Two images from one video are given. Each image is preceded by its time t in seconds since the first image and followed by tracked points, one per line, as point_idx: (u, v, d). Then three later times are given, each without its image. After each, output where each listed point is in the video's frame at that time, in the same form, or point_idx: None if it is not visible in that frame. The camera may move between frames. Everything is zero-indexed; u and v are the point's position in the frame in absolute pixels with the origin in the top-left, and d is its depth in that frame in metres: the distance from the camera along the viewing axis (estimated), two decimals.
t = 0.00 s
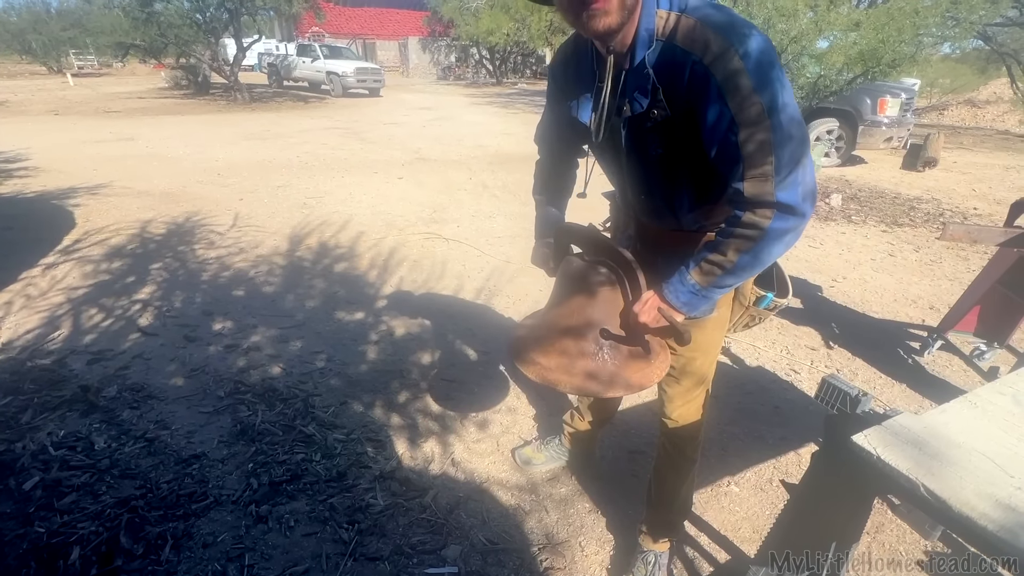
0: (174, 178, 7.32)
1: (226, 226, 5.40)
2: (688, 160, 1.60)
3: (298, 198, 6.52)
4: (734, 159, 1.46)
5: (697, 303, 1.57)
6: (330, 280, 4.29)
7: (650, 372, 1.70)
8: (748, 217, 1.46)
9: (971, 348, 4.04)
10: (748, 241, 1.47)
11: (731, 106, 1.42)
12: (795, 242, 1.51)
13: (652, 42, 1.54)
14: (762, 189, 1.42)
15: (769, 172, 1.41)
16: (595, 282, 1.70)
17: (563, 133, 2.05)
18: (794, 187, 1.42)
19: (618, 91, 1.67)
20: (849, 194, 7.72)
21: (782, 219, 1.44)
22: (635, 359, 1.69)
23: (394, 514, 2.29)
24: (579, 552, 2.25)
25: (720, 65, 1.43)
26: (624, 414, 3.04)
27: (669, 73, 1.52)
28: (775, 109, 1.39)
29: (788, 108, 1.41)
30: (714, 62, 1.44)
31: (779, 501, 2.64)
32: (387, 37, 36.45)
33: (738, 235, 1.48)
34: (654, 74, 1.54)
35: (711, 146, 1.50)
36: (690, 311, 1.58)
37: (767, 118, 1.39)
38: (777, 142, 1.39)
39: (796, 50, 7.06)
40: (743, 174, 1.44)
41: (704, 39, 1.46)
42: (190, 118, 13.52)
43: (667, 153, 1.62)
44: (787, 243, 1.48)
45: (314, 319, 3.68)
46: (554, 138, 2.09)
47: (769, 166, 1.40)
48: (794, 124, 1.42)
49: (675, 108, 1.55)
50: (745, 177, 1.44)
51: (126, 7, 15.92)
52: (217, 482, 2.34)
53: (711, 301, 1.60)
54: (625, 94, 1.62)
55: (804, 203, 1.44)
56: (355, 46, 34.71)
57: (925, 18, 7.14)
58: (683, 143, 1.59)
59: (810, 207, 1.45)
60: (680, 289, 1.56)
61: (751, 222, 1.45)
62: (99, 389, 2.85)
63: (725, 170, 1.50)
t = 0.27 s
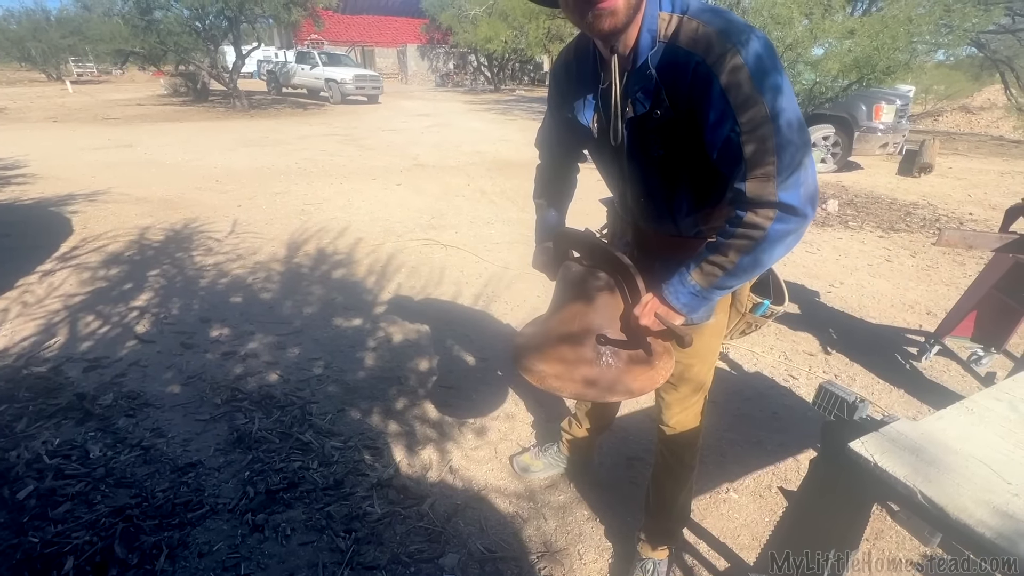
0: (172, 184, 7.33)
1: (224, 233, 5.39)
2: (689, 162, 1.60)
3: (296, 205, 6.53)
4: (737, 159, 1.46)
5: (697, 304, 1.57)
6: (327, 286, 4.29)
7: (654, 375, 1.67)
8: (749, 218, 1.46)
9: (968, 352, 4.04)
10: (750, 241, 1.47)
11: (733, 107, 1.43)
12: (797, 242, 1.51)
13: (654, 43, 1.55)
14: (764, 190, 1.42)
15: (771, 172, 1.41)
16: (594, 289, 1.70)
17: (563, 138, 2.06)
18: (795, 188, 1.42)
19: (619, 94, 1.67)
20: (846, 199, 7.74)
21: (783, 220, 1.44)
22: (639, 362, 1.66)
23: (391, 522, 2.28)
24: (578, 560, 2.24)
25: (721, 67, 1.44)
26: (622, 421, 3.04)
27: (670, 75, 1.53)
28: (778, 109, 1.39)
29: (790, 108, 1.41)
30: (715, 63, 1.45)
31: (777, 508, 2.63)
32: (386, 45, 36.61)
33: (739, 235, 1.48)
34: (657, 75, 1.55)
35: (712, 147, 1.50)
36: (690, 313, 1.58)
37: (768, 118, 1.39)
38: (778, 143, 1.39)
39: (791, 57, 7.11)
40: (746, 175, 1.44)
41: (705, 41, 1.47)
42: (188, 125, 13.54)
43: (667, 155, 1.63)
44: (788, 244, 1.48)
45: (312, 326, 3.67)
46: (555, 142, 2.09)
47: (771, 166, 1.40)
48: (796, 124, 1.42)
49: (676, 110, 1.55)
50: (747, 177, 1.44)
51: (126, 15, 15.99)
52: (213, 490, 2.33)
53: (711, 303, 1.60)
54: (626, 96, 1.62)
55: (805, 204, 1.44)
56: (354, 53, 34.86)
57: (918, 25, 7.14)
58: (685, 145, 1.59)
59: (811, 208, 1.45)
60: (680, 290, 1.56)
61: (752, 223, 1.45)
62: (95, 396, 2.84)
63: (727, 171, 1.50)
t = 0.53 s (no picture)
0: (171, 192, 7.33)
1: (222, 241, 5.39)
2: (684, 173, 1.61)
3: (294, 212, 6.53)
4: (731, 170, 1.46)
5: (693, 316, 1.56)
6: (325, 294, 4.28)
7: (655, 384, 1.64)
8: (744, 229, 1.46)
9: (965, 359, 4.04)
10: (745, 252, 1.46)
11: (728, 118, 1.43)
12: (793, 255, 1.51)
13: (649, 57, 1.56)
14: (759, 202, 1.42)
15: (765, 184, 1.41)
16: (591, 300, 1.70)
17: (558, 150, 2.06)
18: (789, 199, 1.42)
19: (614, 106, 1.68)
20: (842, 206, 7.76)
21: (778, 231, 1.43)
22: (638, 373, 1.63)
23: (389, 532, 2.27)
24: (576, 570, 2.23)
25: (715, 79, 1.45)
26: (621, 429, 3.03)
27: (665, 87, 1.54)
28: (773, 121, 1.40)
29: (784, 119, 1.42)
30: (710, 75, 1.46)
31: (777, 516, 2.62)
32: (385, 53, 36.77)
33: (734, 246, 1.48)
34: (652, 88, 1.55)
35: (707, 158, 1.51)
36: (685, 326, 1.57)
37: (762, 130, 1.40)
38: (773, 154, 1.40)
39: (787, 65, 7.16)
40: (740, 187, 1.44)
41: (700, 54, 1.48)
42: (187, 133, 13.56)
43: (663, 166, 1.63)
44: (783, 256, 1.48)
45: (310, 333, 3.66)
46: (551, 155, 2.10)
47: (765, 178, 1.40)
48: (790, 135, 1.43)
49: (671, 122, 1.56)
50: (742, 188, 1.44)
51: (125, 24, 16.04)
52: (208, 500, 2.31)
53: (707, 316, 1.59)
54: (622, 108, 1.63)
55: (800, 215, 1.44)
56: (353, 62, 35.00)
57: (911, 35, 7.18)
58: (680, 156, 1.59)
59: (805, 220, 1.45)
60: (674, 304, 1.55)
61: (747, 235, 1.45)
62: (91, 406, 2.82)
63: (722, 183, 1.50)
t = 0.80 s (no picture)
0: (168, 201, 7.33)
1: (220, 249, 5.38)
2: (681, 182, 1.61)
3: (292, 221, 6.53)
4: (725, 180, 1.47)
5: (684, 327, 1.56)
6: (323, 303, 4.27)
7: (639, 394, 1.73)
8: (737, 240, 1.46)
9: (962, 366, 4.05)
10: (737, 263, 1.47)
11: (724, 128, 1.43)
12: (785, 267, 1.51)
13: (648, 68, 1.57)
14: (752, 213, 1.42)
15: (759, 195, 1.41)
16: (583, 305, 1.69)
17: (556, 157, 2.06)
18: (782, 211, 1.42)
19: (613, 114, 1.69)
20: (838, 214, 7.79)
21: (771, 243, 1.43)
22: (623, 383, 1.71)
23: (386, 543, 2.25)
24: None
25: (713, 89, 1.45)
26: (619, 438, 3.02)
27: (663, 96, 1.54)
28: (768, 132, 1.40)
29: (777, 131, 1.42)
30: (707, 85, 1.46)
31: (775, 525, 2.61)
32: (383, 63, 36.93)
33: (726, 257, 1.48)
34: (651, 98, 1.56)
35: (703, 167, 1.51)
36: (674, 335, 1.56)
37: (757, 141, 1.40)
38: (767, 165, 1.40)
39: (782, 75, 7.21)
40: (734, 197, 1.44)
41: (699, 65, 1.49)
42: (185, 142, 13.57)
43: (661, 175, 1.63)
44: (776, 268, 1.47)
45: (307, 343, 3.65)
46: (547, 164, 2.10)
47: (758, 189, 1.41)
48: (784, 147, 1.43)
49: (669, 131, 1.57)
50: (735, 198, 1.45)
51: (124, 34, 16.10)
52: (204, 512, 2.30)
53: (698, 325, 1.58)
54: (622, 116, 1.64)
55: (793, 228, 1.44)
56: (351, 71, 35.16)
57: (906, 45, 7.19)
58: (676, 165, 1.59)
59: (798, 232, 1.44)
60: (663, 312, 1.54)
61: (740, 246, 1.45)
62: (86, 416, 2.81)
63: (717, 192, 1.50)
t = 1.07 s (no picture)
0: (167, 209, 7.32)
1: (218, 258, 5.37)
2: (677, 192, 1.62)
3: (290, 229, 6.54)
4: (721, 192, 1.47)
5: (687, 337, 1.55)
6: (321, 311, 4.27)
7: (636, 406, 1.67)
8: (734, 251, 1.46)
9: (960, 374, 4.04)
10: (735, 273, 1.47)
11: (717, 140, 1.44)
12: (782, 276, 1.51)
13: (642, 82, 1.57)
14: (746, 225, 1.43)
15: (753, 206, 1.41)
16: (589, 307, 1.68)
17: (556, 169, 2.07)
18: (777, 221, 1.43)
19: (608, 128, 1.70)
20: (834, 221, 7.82)
21: (767, 252, 1.44)
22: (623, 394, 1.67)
23: (383, 555, 2.23)
24: None
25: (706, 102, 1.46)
26: (618, 447, 3.01)
27: (657, 111, 1.56)
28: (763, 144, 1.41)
29: (771, 142, 1.43)
30: (699, 99, 1.47)
31: (774, 535, 2.59)
32: (382, 72, 37.10)
33: (725, 267, 1.48)
34: (645, 112, 1.57)
35: (698, 179, 1.52)
36: (679, 344, 1.56)
37: (750, 152, 1.41)
38: (759, 176, 1.40)
39: (777, 84, 7.27)
40: (728, 208, 1.45)
41: (690, 79, 1.50)
42: (183, 150, 13.59)
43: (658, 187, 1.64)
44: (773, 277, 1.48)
45: (305, 351, 3.64)
46: (551, 174, 2.10)
47: (752, 200, 1.41)
48: (778, 157, 1.43)
49: (663, 144, 1.57)
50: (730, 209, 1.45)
51: (124, 43, 16.15)
52: (199, 524, 2.27)
53: (700, 334, 1.58)
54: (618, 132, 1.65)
55: (789, 237, 1.44)
56: (350, 80, 35.30)
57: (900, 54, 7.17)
58: (673, 176, 1.60)
59: (794, 242, 1.45)
60: (668, 322, 1.54)
61: (735, 257, 1.46)
62: (81, 427, 2.79)
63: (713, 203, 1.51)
